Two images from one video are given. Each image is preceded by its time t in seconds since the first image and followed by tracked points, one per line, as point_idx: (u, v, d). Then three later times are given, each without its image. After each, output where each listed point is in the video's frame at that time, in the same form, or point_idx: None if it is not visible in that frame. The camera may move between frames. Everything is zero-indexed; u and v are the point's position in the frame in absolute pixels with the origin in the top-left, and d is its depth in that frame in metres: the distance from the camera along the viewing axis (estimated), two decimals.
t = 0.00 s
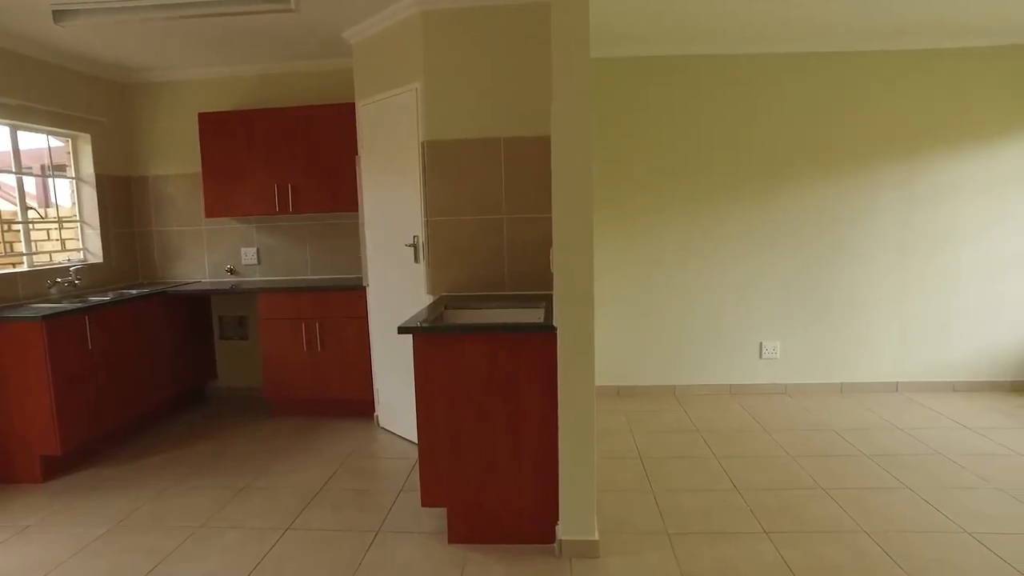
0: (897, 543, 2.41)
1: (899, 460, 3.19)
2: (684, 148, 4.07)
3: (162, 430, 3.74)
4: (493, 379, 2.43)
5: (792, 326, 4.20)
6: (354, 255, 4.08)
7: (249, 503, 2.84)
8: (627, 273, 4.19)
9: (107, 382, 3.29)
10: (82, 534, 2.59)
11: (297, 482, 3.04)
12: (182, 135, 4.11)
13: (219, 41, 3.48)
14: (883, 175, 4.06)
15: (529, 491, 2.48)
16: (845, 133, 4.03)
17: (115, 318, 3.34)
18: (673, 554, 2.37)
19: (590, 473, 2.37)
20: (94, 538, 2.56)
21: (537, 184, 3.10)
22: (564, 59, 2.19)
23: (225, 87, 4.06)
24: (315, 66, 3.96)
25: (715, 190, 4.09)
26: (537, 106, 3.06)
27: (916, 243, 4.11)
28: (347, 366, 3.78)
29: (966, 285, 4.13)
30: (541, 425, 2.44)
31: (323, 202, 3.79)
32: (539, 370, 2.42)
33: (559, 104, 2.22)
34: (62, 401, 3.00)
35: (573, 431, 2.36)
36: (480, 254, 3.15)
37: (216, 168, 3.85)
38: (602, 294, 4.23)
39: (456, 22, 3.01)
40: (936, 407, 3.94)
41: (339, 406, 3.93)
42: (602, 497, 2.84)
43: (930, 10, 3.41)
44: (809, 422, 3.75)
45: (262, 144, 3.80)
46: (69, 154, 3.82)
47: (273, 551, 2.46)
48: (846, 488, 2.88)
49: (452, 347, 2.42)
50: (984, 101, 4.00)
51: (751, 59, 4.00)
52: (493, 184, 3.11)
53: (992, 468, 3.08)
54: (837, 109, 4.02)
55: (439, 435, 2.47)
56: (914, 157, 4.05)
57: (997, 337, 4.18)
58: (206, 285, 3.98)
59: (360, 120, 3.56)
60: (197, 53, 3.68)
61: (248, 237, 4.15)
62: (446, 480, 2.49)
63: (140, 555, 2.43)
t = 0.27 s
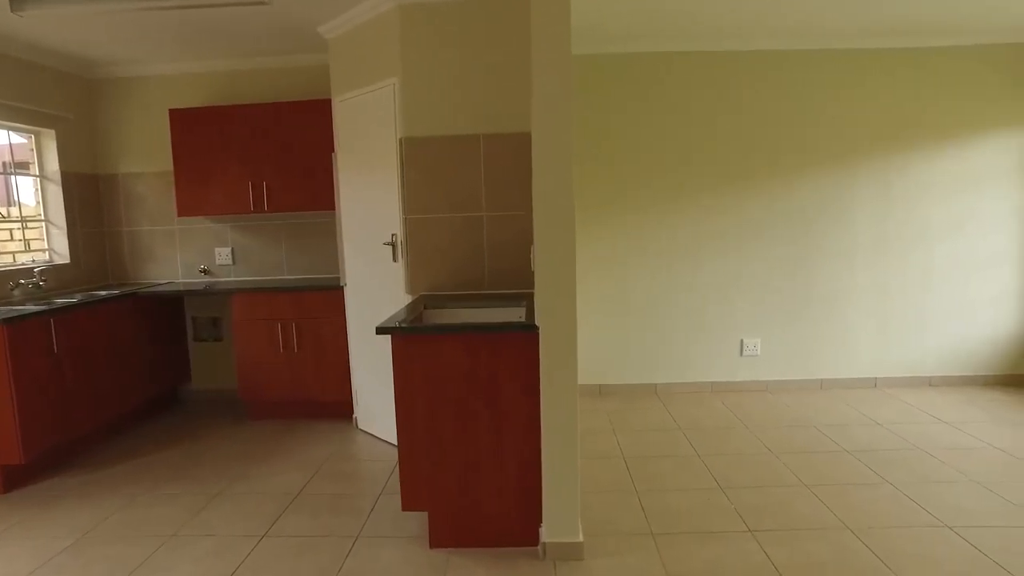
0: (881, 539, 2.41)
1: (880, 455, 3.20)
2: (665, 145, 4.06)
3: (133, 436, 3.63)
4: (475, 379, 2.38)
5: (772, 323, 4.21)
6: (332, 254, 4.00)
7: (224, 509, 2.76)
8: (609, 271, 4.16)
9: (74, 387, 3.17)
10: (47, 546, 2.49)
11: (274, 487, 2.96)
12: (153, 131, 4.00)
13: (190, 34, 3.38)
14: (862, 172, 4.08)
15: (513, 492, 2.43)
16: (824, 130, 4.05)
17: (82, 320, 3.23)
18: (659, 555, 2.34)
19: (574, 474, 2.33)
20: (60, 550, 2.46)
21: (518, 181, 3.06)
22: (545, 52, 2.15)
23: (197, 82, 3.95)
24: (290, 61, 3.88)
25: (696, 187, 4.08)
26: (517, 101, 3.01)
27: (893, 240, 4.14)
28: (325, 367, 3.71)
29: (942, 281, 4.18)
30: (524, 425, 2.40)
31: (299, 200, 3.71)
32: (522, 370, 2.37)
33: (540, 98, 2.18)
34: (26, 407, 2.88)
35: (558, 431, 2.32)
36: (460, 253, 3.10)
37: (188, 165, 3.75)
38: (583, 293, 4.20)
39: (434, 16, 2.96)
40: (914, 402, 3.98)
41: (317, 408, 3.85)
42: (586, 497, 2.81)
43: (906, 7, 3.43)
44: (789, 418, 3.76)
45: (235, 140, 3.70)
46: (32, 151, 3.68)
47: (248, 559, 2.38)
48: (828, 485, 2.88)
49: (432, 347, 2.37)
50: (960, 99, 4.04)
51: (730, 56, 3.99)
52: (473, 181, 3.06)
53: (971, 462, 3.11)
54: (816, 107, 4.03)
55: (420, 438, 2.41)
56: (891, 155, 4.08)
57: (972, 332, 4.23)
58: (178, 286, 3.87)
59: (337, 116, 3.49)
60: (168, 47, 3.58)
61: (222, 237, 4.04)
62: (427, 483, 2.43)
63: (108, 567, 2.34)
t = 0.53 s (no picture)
0: (864, 533, 2.42)
1: (860, 449, 3.23)
2: (645, 143, 4.06)
3: (103, 442, 3.51)
4: (459, 379, 2.33)
5: (752, 320, 4.23)
6: (309, 253, 3.92)
7: (200, 516, 2.67)
8: (591, 269, 4.15)
9: (40, 392, 3.05)
10: (11, 559, 2.38)
11: (252, 492, 2.89)
12: (121, 128, 3.88)
13: (160, 27, 3.28)
14: (838, 169, 4.13)
15: (498, 493, 2.39)
16: (802, 127, 4.07)
17: (48, 323, 3.10)
18: (646, 555, 2.32)
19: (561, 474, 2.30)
20: (25, 563, 2.35)
21: (500, 179, 3.01)
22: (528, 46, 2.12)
23: (168, 78, 3.84)
24: (265, 56, 3.79)
25: (676, 184, 4.09)
26: (498, 97, 2.97)
27: (869, 236, 4.19)
28: (304, 369, 3.63)
29: (917, 276, 4.25)
30: (509, 425, 2.36)
31: (275, 198, 3.63)
32: (507, 369, 2.33)
33: (523, 93, 2.14)
34: None
35: (544, 431, 2.28)
36: (442, 251, 3.05)
37: (158, 162, 3.63)
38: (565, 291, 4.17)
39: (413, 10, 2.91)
40: (891, 396, 4.03)
41: (295, 410, 3.76)
42: (571, 497, 2.78)
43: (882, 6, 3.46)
44: (770, 414, 3.78)
45: (208, 137, 3.60)
46: None
47: (226, 567, 2.31)
48: (810, 480, 2.90)
49: (414, 347, 2.32)
50: (933, 97, 4.10)
51: (709, 54, 4.00)
52: (454, 178, 3.01)
53: (948, 454, 3.15)
54: (794, 104, 4.06)
55: (403, 440, 2.36)
56: (867, 152, 4.12)
57: (945, 327, 4.31)
58: (150, 287, 3.75)
59: (314, 113, 3.42)
60: (136, 40, 3.47)
61: (195, 236, 3.94)
62: (411, 486, 2.38)
63: None
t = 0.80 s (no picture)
0: (852, 527, 2.44)
1: (843, 443, 3.27)
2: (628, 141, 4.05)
3: (74, 449, 3.38)
4: (449, 380, 2.29)
5: (734, 316, 4.26)
6: (288, 253, 3.83)
7: (179, 525, 2.58)
8: (575, 267, 4.13)
9: (7, 399, 2.92)
10: None
11: (233, 498, 2.80)
12: (90, 124, 3.75)
13: (131, 19, 3.17)
14: (817, 166, 4.17)
15: (489, 495, 2.35)
16: (782, 125, 4.11)
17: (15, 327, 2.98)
18: (639, 554, 2.30)
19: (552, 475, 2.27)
20: None
21: (485, 176, 2.97)
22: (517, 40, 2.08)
23: (139, 73, 3.72)
24: (241, 51, 3.69)
25: (659, 181, 4.09)
26: (483, 93, 2.93)
27: (847, 233, 4.25)
28: (284, 371, 3.55)
29: (893, 272, 4.32)
30: (499, 426, 2.32)
31: (252, 196, 3.53)
32: (497, 369, 2.30)
33: (513, 88, 2.10)
34: None
35: (535, 431, 2.25)
36: (426, 250, 3.00)
37: (130, 160, 3.51)
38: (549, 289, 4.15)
39: (396, 4, 2.85)
40: (870, 390, 4.09)
41: (275, 414, 3.67)
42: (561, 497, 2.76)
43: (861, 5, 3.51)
44: (754, 409, 3.81)
45: (182, 134, 3.50)
46: None
47: None
48: (796, 475, 2.92)
49: (403, 348, 2.27)
50: (908, 96, 4.17)
51: (690, 51, 4.01)
52: (439, 175, 2.96)
53: (928, 446, 3.20)
54: (774, 102, 4.09)
55: (391, 443, 2.31)
56: (845, 149, 4.18)
57: (921, 322, 4.39)
58: (122, 289, 3.63)
59: (293, 109, 3.34)
60: (106, 33, 3.35)
61: (169, 236, 3.82)
62: (399, 489, 2.33)
63: None
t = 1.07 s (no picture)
0: (840, 520, 2.48)
1: (826, 438, 3.32)
2: (611, 140, 4.07)
3: (47, 458, 3.26)
4: (441, 380, 2.27)
5: (716, 314, 4.30)
6: (268, 254, 3.76)
7: (162, 533, 2.51)
8: (559, 266, 4.13)
9: None
10: None
11: (217, 505, 2.74)
12: (61, 122, 3.63)
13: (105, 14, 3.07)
14: (796, 166, 4.24)
15: (482, 496, 2.33)
16: (762, 125, 4.17)
17: None
18: (633, 552, 2.30)
19: (546, 474, 2.26)
20: None
21: (471, 175, 2.95)
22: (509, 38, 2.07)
23: (112, 69, 3.62)
24: (218, 47, 3.62)
25: (642, 181, 4.12)
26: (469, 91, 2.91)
27: (826, 231, 4.32)
28: (266, 374, 3.48)
29: (870, 270, 4.41)
30: (492, 426, 2.30)
31: (232, 196, 3.46)
32: (490, 369, 2.28)
33: (505, 85, 2.09)
34: None
35: (529, 431, 2.24)
36: (413, 249, 2.96)
37: (103, 159, 3.41)
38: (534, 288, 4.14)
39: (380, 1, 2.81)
40: (849, 386, 4.17)
41: (257, 418, 3.60)
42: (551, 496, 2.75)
43: (838, 8, 3.57)
44: (737, 406, 3.85)
45: (158, 132, 3.41)
46: None
47: None
48: (782, 469, 2.95)
49: (394, 349, 2.23)
50: (883, 97, 4.26)
51: (672, 51, 4.04)
52: (425, 174, 2.93)
53: (908, 439, 3.28)
54: (754, 102, 4.14)
55: (383, 445, 2.27)
56: (823, 149, 4.25)
57: (896, 318, 4.49)
58: (96, 291, 3.52)
59: (274, 107, 3.28)
60: (78, 28, 3.25)
61: (145, 237, 3.72)
62: (391, 492, 2.30)
63: None
